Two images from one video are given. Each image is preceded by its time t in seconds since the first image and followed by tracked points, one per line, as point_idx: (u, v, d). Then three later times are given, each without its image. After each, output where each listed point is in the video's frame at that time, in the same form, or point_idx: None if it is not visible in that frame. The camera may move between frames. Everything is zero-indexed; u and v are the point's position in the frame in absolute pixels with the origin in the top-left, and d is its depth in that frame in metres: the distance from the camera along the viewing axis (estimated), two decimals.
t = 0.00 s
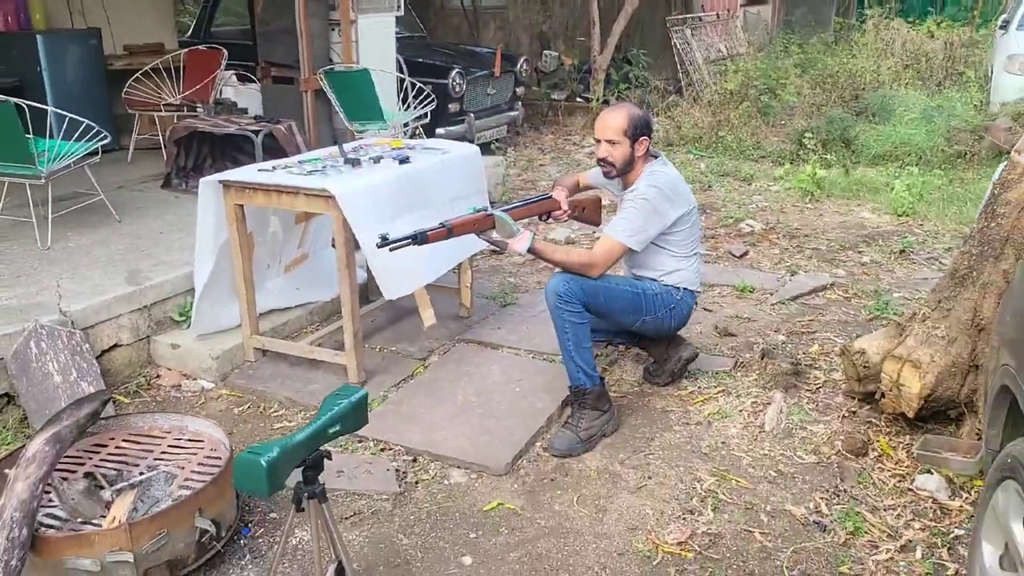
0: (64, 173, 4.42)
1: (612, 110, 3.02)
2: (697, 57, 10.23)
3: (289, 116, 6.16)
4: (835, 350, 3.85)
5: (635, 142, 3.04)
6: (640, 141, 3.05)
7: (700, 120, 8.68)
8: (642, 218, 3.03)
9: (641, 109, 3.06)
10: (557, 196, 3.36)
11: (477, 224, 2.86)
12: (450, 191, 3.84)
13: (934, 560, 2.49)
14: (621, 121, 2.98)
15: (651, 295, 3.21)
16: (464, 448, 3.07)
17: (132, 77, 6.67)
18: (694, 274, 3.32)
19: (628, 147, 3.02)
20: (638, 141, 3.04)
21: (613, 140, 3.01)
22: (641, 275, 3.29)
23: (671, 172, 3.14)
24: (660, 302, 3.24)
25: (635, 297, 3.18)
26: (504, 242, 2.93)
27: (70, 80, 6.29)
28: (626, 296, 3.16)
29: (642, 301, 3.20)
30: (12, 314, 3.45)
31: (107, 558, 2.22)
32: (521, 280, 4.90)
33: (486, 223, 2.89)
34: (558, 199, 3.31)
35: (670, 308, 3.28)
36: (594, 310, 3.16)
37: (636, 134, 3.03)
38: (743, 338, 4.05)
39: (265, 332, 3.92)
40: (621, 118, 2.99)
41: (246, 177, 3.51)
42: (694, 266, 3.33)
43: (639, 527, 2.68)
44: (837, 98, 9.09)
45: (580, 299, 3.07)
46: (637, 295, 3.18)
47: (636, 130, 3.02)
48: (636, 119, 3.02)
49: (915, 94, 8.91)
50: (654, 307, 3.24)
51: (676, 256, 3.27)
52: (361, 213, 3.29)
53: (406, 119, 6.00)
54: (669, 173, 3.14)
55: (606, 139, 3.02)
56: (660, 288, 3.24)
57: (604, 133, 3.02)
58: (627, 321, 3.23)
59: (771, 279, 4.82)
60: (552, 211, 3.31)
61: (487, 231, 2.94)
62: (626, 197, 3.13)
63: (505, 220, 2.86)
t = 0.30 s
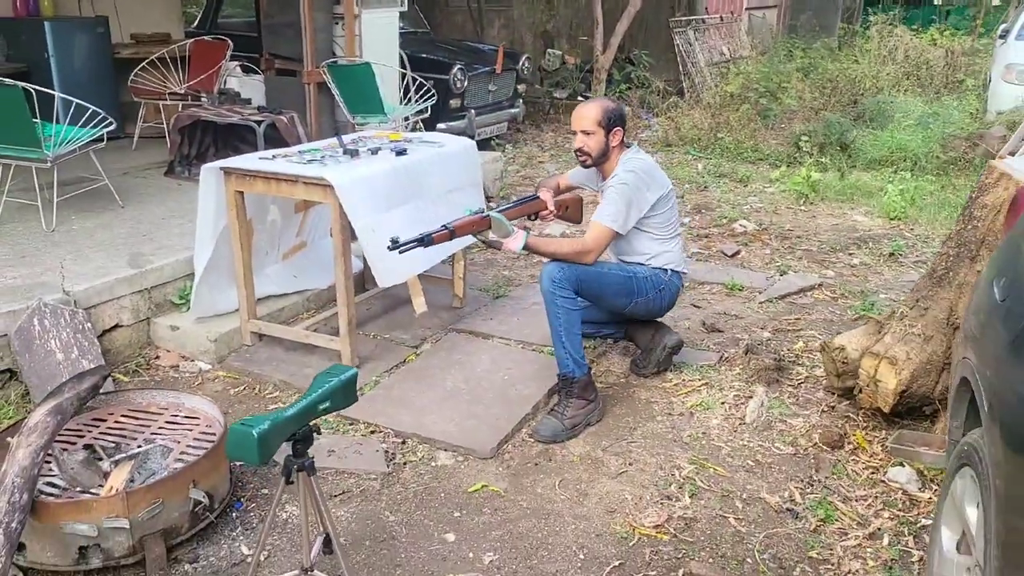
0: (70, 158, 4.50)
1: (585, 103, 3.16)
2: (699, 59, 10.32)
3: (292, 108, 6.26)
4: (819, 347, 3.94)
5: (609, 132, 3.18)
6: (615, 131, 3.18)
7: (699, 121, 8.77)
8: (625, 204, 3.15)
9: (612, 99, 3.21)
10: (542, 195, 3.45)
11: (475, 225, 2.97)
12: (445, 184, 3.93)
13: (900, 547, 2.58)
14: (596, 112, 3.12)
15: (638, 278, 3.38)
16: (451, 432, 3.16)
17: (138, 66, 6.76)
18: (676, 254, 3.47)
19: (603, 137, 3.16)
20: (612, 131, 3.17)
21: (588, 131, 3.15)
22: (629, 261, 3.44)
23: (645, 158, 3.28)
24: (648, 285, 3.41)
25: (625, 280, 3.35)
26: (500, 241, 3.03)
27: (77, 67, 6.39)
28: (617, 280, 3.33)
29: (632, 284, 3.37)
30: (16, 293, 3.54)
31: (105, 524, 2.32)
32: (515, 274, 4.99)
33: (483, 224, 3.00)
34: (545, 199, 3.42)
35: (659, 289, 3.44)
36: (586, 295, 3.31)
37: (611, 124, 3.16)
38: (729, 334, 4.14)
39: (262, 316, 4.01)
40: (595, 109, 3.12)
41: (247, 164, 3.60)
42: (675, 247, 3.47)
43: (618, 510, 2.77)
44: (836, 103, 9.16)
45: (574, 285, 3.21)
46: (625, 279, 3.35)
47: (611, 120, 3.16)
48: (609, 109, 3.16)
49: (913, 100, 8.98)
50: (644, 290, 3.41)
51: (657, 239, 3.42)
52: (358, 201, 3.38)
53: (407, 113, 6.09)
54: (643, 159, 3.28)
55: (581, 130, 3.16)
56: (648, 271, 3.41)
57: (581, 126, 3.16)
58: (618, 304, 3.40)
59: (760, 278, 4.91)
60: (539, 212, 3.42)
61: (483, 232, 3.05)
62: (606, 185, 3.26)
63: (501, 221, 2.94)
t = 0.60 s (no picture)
0: (74, 151, 4.56)
1: (574, 98, 3.23)
2: (702, 59, 10.35)
3: (295, 103, 6.31)
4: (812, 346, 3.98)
5: (598, 125, 3.25)
6: (603, 124, 3.25)
7: (700, 122, 8.82)
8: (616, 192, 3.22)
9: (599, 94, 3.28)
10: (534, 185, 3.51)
11: (471, 217, 3.04)
12: (444, 180, 3.98)
13: (886, 542, 2.63)
14: (585, 106, 3.19)
15: (639, 267, 3.44)
16: (447, 424, 3.21)
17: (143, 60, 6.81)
18: (670, 241, 3.52)
19: (592, 131, 3.23)
20: (601, 124, 3.24)
21: (577, 125, 3.22)
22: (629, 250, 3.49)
23: (633, 148, 3.35)
24: (648, 273, 3.47)
25: (626, 270, 3.41)
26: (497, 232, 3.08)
27: (83, 61, 6.45)
28: (618, 269, 3.39)
29: (632, 273, 3.43)
30: (21, 282, 3.59)
31: (105, 508, 2.37)
32: (514, 270, 5.04)
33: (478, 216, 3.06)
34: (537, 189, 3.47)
35: (659, 278, 3.51)
36: (587, 285, 3.37)
37: (599, 117, 3.24)
38: (724, 332, 4.18)
39: (262, 309, 4.06)
40: (584, 104, 3.19)
41: (249, 158, 3.65)
42: (668, 234, 3.53)
43: (609, 502, 2.82)
44: (837, 105, 9.19)
45: (575, 275, 3.27)
46: (625, 268, 3.41)
47: (599, 113, 3.23)
48: (597, 103, 3.23)
49: (914, 103, 9.01)
50: (644, 279, 3.47)
51: (651, 228, 3.48)
52: (358, 195, 3.43)
53: (409, 110, 6.17)
54: (631, 150, 3.35)
55: (571, 124, 3.23)
56: (647, 260, 3.47)
57: (570, 121, 3.23)
58: (619, 292, 3.47)
59: (757, 277, 4.95)
60: (532, 201, 3.48)
61: (479, 225, 3.10)
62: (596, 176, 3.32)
63: (498, 214, 3.01)
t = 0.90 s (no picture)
0: (86, 143, 4.60)
1: (583, 103, 3.23)
2: (713, 55, 10.32)
3: (305, 97, 6.33)
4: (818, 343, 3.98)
5: (608, 127, 3.25)
6: (613, 125, 3.25)
7: (710, 118, 8.81)
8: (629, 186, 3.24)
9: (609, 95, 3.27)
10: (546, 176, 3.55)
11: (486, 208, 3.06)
12: (453, 174, 4.00)
13: (888, 537, 2.64)
14: (593, 111, 3.20)
15: (649, 260, 3.45)
16: (453, 417, 3.23)
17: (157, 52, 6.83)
18: (683, 237, 3.55)
19: (602, 133, 3.24)
20: (611, 126, 3.24)
21: (586, 130, 3.23)
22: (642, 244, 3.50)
23: (646, 146, 3.35)
24: (659, 266, 3.48)
25: (635, 263, 3.43)
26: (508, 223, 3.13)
27: (95, 54, 6.49)
28: (627, 261, 3.41)
29: (642, 266, 3.44)
30: (34, 272, 3.64)
31: (115, 495, 2.40)
32: (521, 265, 5.05)
33: (493, 207, 3.09)
34: (550, 179, 3.54)
35: (669, 273, 3.52)
36: (597, 274, 3.41)
37: (609, 118, 3.24)
38: (731, 328, 4.19)
39: (271, 301, 4.09)
40: (593, 108, 3.20)
41: (260, 151, 3.68)
42: (681, 230, 3.56)
43: (613, 495, 2.84)
44: (847, 102, 9.16)
45: (584, 263, 3.32)
46: (636, 260, 3.43)
47: (609, 115, 3.23)
48: (606, 105, 3.24)
49: (926, 100, 8.97)
50: (654, 273, 3.48)
51: (663, 223, 3.51)
52: (367, 189, 3.45)
53: (418, 104, 6.20)
54: (644, 147, 3.35)
55: (581, 129, 3.24)
56: (659, 255, 3.48)
57: (580, 125, 3.24)
58: (629, 285, 3.49)
59: (764, 274, 4.96)
60: (544, 192, 3.53)
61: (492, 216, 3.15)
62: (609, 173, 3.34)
63: (511, 204, 3.03)
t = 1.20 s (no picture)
0: (95, 140, 4.63)
1: (585, 119, 3.26)
2: (721, 56, 10.31)
3: (313, 95, 6.36)
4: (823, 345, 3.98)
5: (610, 142, 3.27)
6: (616, 140, 3.27)
7: (717, 119, 8.80)
8: (636, 198, 3.25)
9: (611, 110, 3.29)
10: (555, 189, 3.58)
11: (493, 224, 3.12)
12: (459, 174, 4.01)
13: (891, 538, 2.64)
14: (595, 126, 3.22)
15: (658, 273, 3.49)
16: (458, 415, 3.25)
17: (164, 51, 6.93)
18: (689, 250, 3.56)
19: (605, 148, 3.26)
20: (614, 140, 3.26)
21: (589, 145, 3.25)
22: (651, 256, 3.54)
23: (650, 156, 3.36)
24: (667, 281, 3.51)
25: (644, 274, 3.45)
26: (519, 238, 3.15)
27: (105, 52, 6.53)
28: (636, 272, 3.44)
29: (650, 278, 3.47)
30: (43, 268, 3.66)
31: (123, 490, 2.43)
32: (527, 264, 5.07)
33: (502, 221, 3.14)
34: (559, 193, 3.57)
35: (677, 287, 3.54)
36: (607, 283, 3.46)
37: (611, 133, 3.26)
38: (736, 328, 4.19)
39: (278, 299, 4.12)
40: (595, 124, 3.23)
41: (268, 149, 3.70)
42: (690, 242, 3.58)
43: (617, 494, 2.84)
44: (855, 103, 9.14)
45: (595, 274, 3.39)
46: (645, 273, 3.46)
47: (611, 129, 3.25)
48: (608, 120, 3.25)
49: (934, 102, 8.95)
50: (661, 286, 3.51)
51: (669, 235, 3.52)
52: (374, 187, 3.47)
53: (426, 104, 6.22)
54: (648, 157, 3.36)
55: (584, 144, 3.26)
56: (667, 269, 3.52)
57: (582, 140, 3.27)
58: (636, 295, 3.51)
59: (770, 274, 4.96)
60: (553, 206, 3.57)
61: (501, 230, 3.19)
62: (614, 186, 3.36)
63: (520, 218, 3.06)
